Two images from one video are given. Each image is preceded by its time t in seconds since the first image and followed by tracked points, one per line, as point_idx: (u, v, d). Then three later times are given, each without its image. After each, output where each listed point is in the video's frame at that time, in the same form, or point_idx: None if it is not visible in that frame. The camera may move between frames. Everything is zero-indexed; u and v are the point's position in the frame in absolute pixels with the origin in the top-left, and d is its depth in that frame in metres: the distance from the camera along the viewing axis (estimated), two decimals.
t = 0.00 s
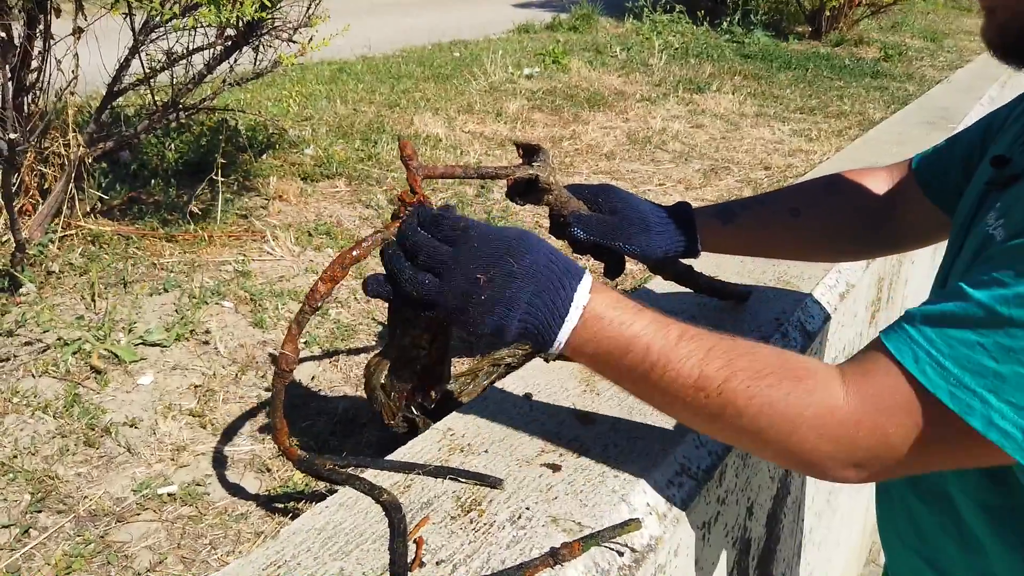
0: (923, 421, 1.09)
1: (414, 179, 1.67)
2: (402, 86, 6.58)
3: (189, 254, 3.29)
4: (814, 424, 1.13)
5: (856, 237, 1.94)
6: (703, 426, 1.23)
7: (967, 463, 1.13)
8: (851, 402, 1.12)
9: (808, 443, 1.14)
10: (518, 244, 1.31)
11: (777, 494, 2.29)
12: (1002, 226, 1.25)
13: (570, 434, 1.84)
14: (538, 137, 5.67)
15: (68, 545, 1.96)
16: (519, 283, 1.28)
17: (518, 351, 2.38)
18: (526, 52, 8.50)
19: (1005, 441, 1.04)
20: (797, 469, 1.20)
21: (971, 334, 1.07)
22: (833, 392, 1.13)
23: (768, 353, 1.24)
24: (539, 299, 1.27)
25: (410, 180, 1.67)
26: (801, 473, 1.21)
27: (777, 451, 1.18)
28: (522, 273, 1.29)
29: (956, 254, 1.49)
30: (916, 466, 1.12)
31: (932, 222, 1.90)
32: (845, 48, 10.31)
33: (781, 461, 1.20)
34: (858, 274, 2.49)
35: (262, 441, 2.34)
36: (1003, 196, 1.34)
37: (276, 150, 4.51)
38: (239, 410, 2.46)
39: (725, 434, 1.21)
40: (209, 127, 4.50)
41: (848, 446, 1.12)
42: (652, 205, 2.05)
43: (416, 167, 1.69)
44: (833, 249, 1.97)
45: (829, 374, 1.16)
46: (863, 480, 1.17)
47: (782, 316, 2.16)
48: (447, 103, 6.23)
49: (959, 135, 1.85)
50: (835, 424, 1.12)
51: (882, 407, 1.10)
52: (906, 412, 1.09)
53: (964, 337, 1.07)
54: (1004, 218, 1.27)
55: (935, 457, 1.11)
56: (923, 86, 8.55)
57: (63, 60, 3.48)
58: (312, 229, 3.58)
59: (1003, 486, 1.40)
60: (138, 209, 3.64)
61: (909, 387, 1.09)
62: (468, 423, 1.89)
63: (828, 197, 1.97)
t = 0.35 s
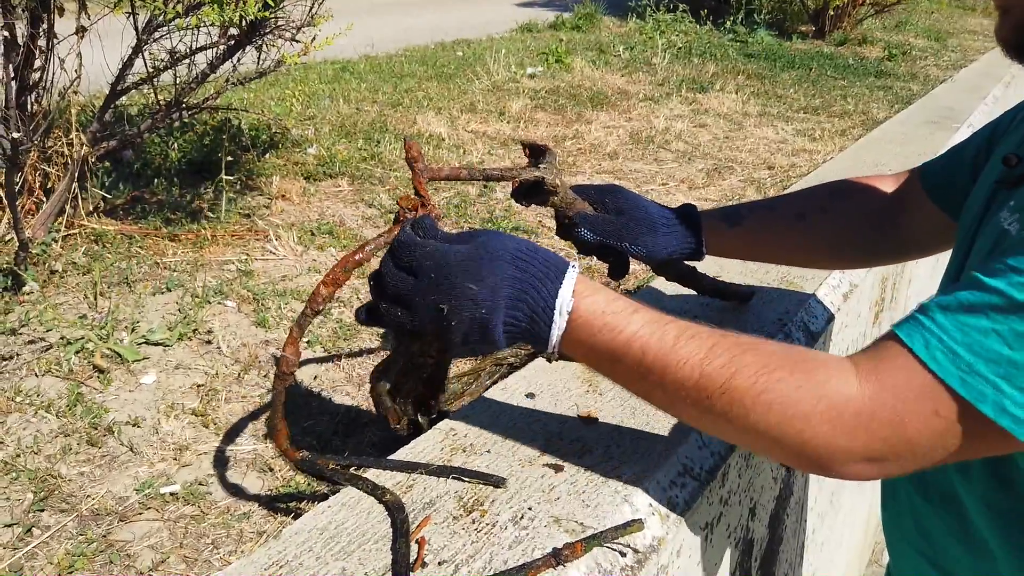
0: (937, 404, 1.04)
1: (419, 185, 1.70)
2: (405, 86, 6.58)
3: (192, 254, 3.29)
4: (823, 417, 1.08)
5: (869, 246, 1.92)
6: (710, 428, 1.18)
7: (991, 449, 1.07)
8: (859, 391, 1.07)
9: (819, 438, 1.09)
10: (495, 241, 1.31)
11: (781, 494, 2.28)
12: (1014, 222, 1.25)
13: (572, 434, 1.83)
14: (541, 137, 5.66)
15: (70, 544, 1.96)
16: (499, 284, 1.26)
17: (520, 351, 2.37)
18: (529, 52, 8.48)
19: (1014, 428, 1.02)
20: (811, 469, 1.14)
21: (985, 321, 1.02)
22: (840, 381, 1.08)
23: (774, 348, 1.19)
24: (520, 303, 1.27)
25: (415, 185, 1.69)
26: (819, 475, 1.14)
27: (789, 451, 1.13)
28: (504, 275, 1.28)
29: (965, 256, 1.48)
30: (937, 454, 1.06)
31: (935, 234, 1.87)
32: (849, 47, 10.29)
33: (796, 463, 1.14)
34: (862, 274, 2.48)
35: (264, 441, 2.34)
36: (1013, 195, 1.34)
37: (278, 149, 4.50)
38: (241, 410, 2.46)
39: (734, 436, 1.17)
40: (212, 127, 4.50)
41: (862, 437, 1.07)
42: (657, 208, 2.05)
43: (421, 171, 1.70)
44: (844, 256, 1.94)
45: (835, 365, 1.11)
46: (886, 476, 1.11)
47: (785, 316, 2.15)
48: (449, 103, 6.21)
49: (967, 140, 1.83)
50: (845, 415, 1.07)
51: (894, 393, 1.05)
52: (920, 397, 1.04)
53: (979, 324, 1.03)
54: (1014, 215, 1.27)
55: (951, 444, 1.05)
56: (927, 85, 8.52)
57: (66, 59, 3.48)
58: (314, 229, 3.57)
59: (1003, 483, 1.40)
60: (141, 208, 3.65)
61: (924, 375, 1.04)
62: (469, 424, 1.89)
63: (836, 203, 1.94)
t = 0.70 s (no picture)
0: (946, 413, 1.03)
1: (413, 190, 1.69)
2: (408, 86, 6.59)
3: (195, 254, 3.29)
4: (832, 417, 1.08)
5: (874, 243, 1.91)
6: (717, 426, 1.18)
7: (996, 460, 1.07)
8: (868, 394, 1.06)
9: (828, 438, 1.09)
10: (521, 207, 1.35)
11: (783, 496, 2.28)
12: (1013, 224, 1.25)
13: (573, 436, 1.83)
14: (543, 138, 5.66)
15: (73, 544, 1.97)
16: (517, 242, 1.30)
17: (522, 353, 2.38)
18: (531, 52, 8.48)
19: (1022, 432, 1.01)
20: (813, 472, 1.14)
21: (989, 323, 1.03)
22: (850, 383, 1.08)
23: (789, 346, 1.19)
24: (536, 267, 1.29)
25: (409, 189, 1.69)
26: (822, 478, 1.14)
27: (795, 451, 1.12)
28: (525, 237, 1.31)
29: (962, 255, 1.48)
30: (941, 463, 1.06)
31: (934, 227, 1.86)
32: (851, 48, 10.28)
33: (801, 464, 1.14)
34: (864, 276, 2.48)
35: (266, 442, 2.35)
36: (1009, 196, 1.34)
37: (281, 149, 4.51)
38: (244, 410, 2.47)
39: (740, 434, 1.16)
40: (215, 127, 4.51)
41: (868, 441, 1.07)
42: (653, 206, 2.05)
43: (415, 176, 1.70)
44: (849, 251, 1.93)
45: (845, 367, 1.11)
46: (889, 484, 1.10)
47: (786, 317, 2.14)
48: (451, 103, 6.22)
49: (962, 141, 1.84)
50: (852, 417, 1.06)
51: (905, 399, 1.04)
52: (930, 404, 1.03)
53: (982, 326, 1.03)
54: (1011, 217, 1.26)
55: (957, 456, 1.05)
56: (930, 86, 8.52)
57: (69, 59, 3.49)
58: (317, 229, 3.58)
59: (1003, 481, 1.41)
60: (144, 208, 3.65)
61: (933, 380, 1.03)
62: (471, 425, 1.89)
63: (834, 198, 1.95)
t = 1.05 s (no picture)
0: (935, 388, 0.99)
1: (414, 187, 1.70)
2: (410, 86, 6.58)
3: (196, 253, 3.29)
4: (809, 392, 1.03)
5: (874, 241, 1.90)
6: (685, 407, 1.12)
7: (983, 442, 1.02)
8: (848, 369, 1.02)
9: (804, 416, 1.04)
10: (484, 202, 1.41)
11: (786, 496, 2.27)
12: (1006, 219, 1.23)
13: (575, 436, 1.82)
14: (545, 137, 5.65)
15: (73, 544, 1.96)
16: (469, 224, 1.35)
17: (524, 352, 2.37)
18: (533, 52, 8.47)
19: (1010, 409, 0.99)
20: (784, 451, 1.08)
21: (983, 296, 1.00)
22: (828, 357, 1.04)
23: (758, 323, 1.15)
24: (487, 241, 1.32)
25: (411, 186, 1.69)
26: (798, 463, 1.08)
27: (769, 432, 1.07)
28: (482, 217, 1.36)
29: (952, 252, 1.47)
30: (926, 442, 1.01)
31: (932, 226, 1.85)
32: (854, 48, 10.26)
33: (774, 447, 1.08)
34: (866, 277, 2.46)
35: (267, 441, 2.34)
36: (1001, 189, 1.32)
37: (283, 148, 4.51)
38: (245, 410, 2.46)
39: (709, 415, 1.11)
40: (217, 127, 4.51)
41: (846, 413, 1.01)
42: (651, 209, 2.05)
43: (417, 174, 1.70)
44: (849, 251, 1.92)
45: (823, 341, 1.07)
46: (869, 467, 1.05)
47: (789, 317, 2.14)
48: (454, 103, 6.21)
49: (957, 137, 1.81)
50: (832, 392, 1.01)
51: (889, 374, 1.00)
52: (915, 379, 0.99)
53: (977, 300, 1.00)
54: (1004, 211, 1.25)
55: (940, 430, 1.00)
56: (933, 86, 8.49)
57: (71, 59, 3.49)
58: (318, 229, 3.57)
59: (998, 476, 1.39)
60: (146, 208, 3.65)
61: (922, 350, 0.99)
62: (472, 425, 1.88)
63: (832, 198, 1.94)
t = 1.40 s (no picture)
0: (882, 346, 1.01)
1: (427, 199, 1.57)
2: (411, 85, 6.57)
3: (196, 254, 3.28)
4: (754, 360, 1.05)
5: (876, 249, 1.90)
6: (635, 394, 1.13)
7: (936, 410, 1.03)
8: (793, 335, 1.04)
9: (752, 385, 1.05)
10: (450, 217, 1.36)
11: (787, 496, 2.26)
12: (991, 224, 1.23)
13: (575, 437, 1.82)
14: (546, 137, 5.64)
15: (73, 545, 1.96)
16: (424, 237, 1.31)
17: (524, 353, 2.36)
18: (535, 52, 8.45)
19: (965, 373, 1.00)
20: (739, 426, 1.08)
21: (948, 267, 1.03)
22: (772, 328, 1.07)
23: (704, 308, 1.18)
24: (438, 253, 1.30)
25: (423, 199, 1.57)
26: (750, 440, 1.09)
27: (720, 407, 1.08)
28: (437, 226, 1.33)
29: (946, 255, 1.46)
30: (879, 408, 1.02)
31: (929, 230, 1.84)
32: (856, 47, 10.24)
33: (726, 424, 1.09)
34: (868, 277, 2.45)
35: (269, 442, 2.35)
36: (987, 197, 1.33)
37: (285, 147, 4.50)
38: (245, 410, 2.46)
39: (659, 399, 1.11)
40: (218, 126, 4.50)
41: (795, 380, 1.03)
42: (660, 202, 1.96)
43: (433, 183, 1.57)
44: (853, 256, 1.92)
45: (764, 315, 1.10)
46: (822, 434, 1.06)
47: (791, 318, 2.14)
48: (455, 103, 6.20)
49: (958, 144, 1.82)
50: (777, 357, 1.04)
51: (835, 336, 1.03)
52: (863, 339, 1.01)
53: (945, 271, 1.02)
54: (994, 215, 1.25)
55: (892, 392, 1.01)
56: (935, 86, 8.47)
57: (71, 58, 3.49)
58: (319, 229, 3.57)
59: (977, 479, 1.41)
60: (146, 208, 3.65)
61: (875, 313, 1.02)
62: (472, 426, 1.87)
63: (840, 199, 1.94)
